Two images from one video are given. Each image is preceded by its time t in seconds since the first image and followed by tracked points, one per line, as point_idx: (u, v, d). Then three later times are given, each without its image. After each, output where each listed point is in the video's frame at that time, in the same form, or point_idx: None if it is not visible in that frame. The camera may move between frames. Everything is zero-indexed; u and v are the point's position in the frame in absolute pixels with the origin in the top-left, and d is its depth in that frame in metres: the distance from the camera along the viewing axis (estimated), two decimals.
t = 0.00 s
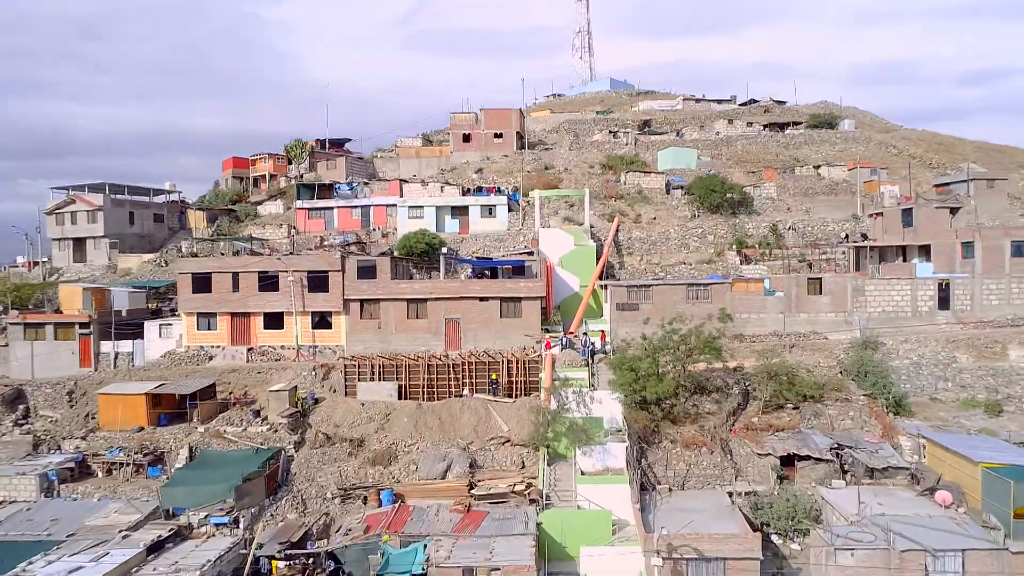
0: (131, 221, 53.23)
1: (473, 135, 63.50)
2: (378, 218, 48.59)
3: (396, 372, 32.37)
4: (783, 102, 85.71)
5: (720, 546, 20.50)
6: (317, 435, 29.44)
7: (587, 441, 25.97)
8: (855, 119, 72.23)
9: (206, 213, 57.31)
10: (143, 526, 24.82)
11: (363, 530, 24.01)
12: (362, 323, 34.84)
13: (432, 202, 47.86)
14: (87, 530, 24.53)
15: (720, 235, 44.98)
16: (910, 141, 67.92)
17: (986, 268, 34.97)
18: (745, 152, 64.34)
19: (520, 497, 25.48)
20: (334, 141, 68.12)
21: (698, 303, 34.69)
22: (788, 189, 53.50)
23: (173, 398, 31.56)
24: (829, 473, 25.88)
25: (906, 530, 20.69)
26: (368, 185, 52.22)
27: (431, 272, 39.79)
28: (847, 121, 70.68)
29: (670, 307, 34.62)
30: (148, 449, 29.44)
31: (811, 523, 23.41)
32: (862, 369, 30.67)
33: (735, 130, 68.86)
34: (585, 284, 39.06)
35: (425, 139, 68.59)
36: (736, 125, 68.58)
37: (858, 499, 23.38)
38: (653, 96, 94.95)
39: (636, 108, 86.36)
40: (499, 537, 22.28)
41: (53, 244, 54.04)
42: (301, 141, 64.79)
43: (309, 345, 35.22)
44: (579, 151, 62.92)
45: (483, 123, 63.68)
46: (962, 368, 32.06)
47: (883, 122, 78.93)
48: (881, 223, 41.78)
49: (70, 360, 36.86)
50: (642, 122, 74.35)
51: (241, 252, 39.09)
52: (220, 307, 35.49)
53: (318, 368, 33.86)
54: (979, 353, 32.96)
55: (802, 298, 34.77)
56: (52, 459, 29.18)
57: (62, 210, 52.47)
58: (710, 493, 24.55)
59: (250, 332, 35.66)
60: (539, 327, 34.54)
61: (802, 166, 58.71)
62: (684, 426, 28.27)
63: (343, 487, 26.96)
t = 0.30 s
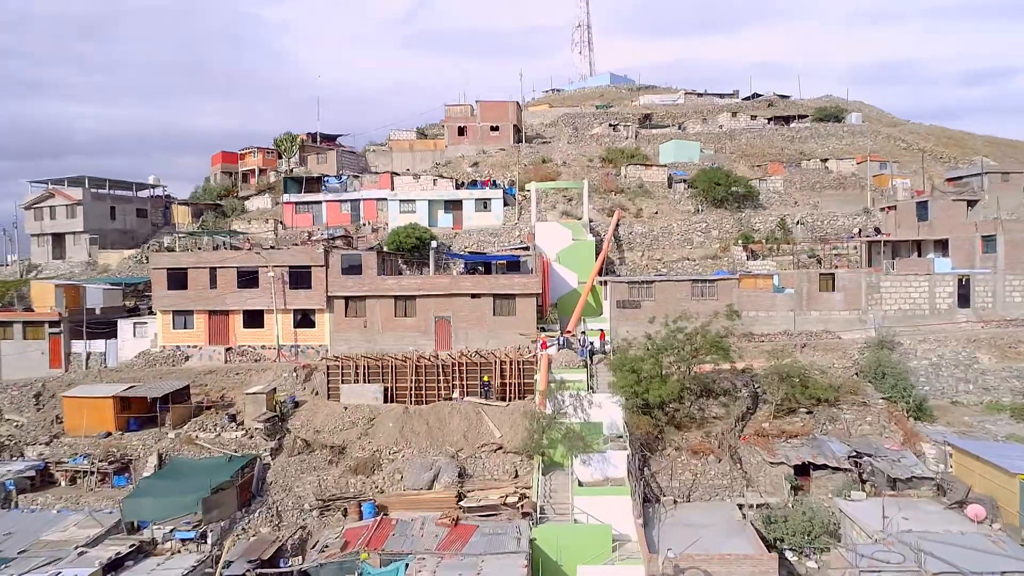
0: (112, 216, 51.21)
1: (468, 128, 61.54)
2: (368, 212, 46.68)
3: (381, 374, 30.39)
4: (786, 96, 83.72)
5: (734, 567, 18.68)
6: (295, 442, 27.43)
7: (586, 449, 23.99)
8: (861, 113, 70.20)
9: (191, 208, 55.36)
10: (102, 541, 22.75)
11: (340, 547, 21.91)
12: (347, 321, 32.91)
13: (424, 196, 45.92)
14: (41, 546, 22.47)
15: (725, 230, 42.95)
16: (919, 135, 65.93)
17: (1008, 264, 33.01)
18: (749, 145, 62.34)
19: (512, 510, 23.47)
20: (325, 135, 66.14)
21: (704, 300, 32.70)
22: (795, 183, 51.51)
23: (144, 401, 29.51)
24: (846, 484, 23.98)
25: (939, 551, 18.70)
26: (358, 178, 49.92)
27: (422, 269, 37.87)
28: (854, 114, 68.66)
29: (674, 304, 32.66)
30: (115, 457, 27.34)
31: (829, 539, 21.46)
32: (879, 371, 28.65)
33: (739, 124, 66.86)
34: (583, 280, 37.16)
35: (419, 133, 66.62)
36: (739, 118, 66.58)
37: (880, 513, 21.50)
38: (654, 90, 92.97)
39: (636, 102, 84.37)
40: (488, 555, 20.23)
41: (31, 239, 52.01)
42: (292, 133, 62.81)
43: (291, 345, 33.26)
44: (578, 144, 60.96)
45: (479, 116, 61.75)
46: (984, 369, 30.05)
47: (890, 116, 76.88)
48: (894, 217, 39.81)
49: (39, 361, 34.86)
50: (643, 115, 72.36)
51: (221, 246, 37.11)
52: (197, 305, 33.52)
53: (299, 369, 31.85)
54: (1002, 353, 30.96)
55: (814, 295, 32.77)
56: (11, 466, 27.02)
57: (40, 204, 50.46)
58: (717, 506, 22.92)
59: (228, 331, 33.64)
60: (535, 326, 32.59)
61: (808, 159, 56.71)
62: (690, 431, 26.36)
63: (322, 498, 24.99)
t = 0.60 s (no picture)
0: (92, 211, 49.29)
1: (463, 121, 59.57)
2: (357, 206, 44.77)
3: (366, 375, 28.44)
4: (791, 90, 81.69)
5: None
6: (270, 449, 25.44)
7: (583, 459, 22.01)
8: (869, 106, 68.16)
9: (175, 203, 53.43)
10: (54, 560, 20.74)
11: (313, 566, 19.90)
12: (330, 319, 30.93)
13: (415, 189, 43.99)
14: None
15: (730, 224, 40.91)
16: (928, 128, 63.90)
17: None
18: (754, 139, 60.33)
19: (504, 524, 21.60)
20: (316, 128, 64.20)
21: (709, 297, 30.76)
22: (802, 177, 49.52)
23: (111, 405, 27.51)
24: (868, 495, 22.02)
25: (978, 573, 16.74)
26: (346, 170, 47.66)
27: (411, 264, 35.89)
28: (861, 107, 66.64)
29: (678, 301, 30.73)
30: (76, 465, 25.28)
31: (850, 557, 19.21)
32: (899, 373, 26.67)
33: (743, 117, 64.86)
34: (581, 277, 35.13)
35: (414, 126, 64.65)
36: (743, 111, 64.56)
37: (905, 529, 19.54)
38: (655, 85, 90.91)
39: (637, 96, 82.36)
40: None
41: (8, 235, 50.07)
42: (281, 126, 60.88)
43: (270, 344, 31.29)
44: (577, 137, 58.98)
45: (475, 108, 59.75)
46: (1010, 370, 27.96)
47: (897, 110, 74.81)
48: (909, 210, 37.83)
49: (5, 361, 32.92)
50: (644, 109, 70.36)
51: (199, 240, 35.22)
52: (171, 302, 31.57)
53: (278, 371, 29.86)
54: None
55: (827, 291, 30.79)
56: None
57: (17, 198, 48.53)
58: (725, 519, 21.39)
59: (204, 330, 31.67)
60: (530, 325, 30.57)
61: (815, 152, 54.69)
62: (696, 438, 24.47)
63: (297, 511, 23.01)
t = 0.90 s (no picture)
0: (71, 204, 47.34)
1: (458, 113, 57.65)
2: (346, 200, 42.98)
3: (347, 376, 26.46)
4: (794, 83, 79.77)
5: None
6: (242, 457, 23.53)
7: (580, 469, 19.97)
8: (876, 98, 66.21)
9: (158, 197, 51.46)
10: None
11: None
12: (311, 317, 28.98)
13: (407, 181, 42.12)
14: None
15: (736, 217, 38.95)
16: (938, 121, 61.95)
17: None
18: (758, 131, 58.37)
19: (492, 541, 19.76)
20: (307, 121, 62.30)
21: (716, 294, 28.84)
22: (809, 170, 47.60)
23: (73, 409, 25.76)
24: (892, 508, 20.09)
25: None
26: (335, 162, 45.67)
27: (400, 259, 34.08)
28: (869, 99, 64.66)
29: (682, 298, 28.84)
30: (31, 475, 23.24)
31: None
32: (921, 375, 24.74)
33: (746, 109, 62.90)
34: (580, 272, 33.17)
35: (407, 119, 62.74)
36: (747, 103, 62.63)
37: (938, 547, 17.55)
38: (655, 79, 88.99)
39: (637, 90, 80.45)
40: None
41: None
42: (270, 118, 58.95)
43: (248, 344, 29.39)
44: (576, 130, 57.05)
45: (470, 99, 57.76)
46: None
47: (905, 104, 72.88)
48: (924, 203, 35.92)
49: None
50: (645, 102, 68.41)
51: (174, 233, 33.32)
52: (141, 299, 29.61)
53: (255, 372, 27.95)
54: None
55: (841, 287, 28.85)
56: None
57: None
58: (736, 535, 19.58)
59: (178, 328, 29.74)
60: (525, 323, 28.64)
61: (823, 144, 52.72)
62: (703, 445, 22.53)
63: (269, 526, 21.10)
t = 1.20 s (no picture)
0: (49, 198, 45.41)
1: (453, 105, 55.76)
2: (334, 193, 41.08)
3: (328, 379, 24.70)
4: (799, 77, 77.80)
5: None
6: (211, 466, 21.64)
7: (577, 481, 18.11)
8: (884, 90, 64.25)
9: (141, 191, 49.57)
10: None
11: None
12: (291, 314, 27.13)
13: (397, 174, 40.33)
14: None
15: (742, 210, 36.98)
16: (948, 113, 60.01)
17: None
18: (763, 124, 56.45)
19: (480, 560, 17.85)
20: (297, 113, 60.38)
21: (724, 289, 26.94)
22: (818, 163, 45.70)
23: (31, 412, 23.72)
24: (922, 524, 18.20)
25: None
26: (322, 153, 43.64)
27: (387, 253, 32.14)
28: (877, 91, 62.75)
29: (687, 294, 26.96)
30: None
31: None
32: (948, 377, 22.89)
33: (751, 102, 60.99)
34: (578, 267, 31.25)
35: (401, 111, 60.84)
36: (751, 95, 60.70)
37: (977, 570, 15.68)
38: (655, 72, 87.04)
39: (638, 83, 78.52)
40: None
41: None
42: (259, 110, 57.05)
43: (223, 344, 27.52)
44: (574, 123, 55.16)
45: (465, 91, 55.84)
46: None
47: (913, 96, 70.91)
48: (942, 194, 33.98)
49: None
50: (646, 94, 66.49)
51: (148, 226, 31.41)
52: (110, 295, 27.72)
53: (230, 374, 26.08)
54: None
55: (857, 283, 26.94)
56: None
57: None
58: (750, 554, 17.67)
59: (149, 327, 27.85)
60: (519, 321, 26.74)
61: (830, 136, 50.79)
62: (712, 453, 20.66)
63: (236, 542, 19.18)
